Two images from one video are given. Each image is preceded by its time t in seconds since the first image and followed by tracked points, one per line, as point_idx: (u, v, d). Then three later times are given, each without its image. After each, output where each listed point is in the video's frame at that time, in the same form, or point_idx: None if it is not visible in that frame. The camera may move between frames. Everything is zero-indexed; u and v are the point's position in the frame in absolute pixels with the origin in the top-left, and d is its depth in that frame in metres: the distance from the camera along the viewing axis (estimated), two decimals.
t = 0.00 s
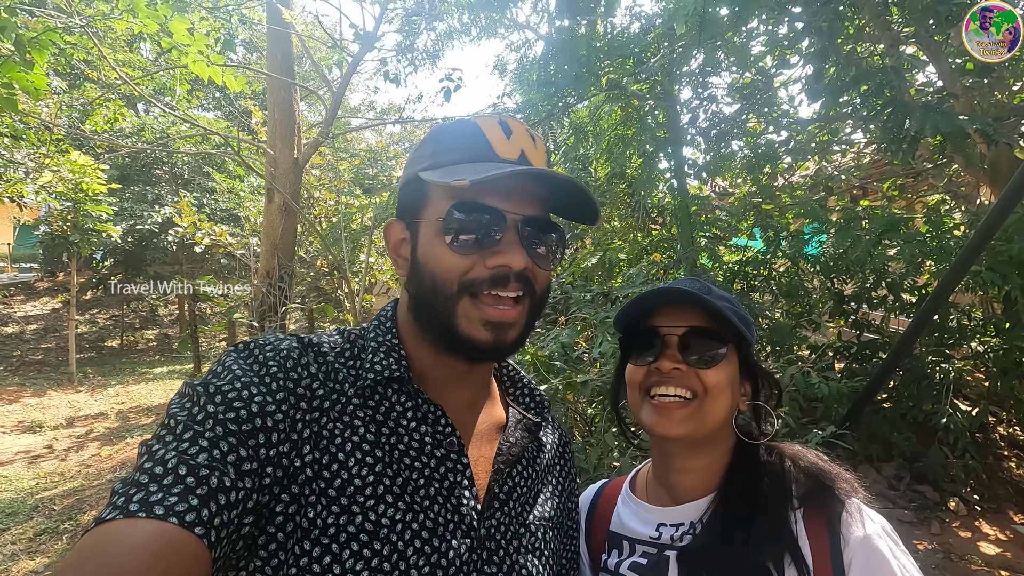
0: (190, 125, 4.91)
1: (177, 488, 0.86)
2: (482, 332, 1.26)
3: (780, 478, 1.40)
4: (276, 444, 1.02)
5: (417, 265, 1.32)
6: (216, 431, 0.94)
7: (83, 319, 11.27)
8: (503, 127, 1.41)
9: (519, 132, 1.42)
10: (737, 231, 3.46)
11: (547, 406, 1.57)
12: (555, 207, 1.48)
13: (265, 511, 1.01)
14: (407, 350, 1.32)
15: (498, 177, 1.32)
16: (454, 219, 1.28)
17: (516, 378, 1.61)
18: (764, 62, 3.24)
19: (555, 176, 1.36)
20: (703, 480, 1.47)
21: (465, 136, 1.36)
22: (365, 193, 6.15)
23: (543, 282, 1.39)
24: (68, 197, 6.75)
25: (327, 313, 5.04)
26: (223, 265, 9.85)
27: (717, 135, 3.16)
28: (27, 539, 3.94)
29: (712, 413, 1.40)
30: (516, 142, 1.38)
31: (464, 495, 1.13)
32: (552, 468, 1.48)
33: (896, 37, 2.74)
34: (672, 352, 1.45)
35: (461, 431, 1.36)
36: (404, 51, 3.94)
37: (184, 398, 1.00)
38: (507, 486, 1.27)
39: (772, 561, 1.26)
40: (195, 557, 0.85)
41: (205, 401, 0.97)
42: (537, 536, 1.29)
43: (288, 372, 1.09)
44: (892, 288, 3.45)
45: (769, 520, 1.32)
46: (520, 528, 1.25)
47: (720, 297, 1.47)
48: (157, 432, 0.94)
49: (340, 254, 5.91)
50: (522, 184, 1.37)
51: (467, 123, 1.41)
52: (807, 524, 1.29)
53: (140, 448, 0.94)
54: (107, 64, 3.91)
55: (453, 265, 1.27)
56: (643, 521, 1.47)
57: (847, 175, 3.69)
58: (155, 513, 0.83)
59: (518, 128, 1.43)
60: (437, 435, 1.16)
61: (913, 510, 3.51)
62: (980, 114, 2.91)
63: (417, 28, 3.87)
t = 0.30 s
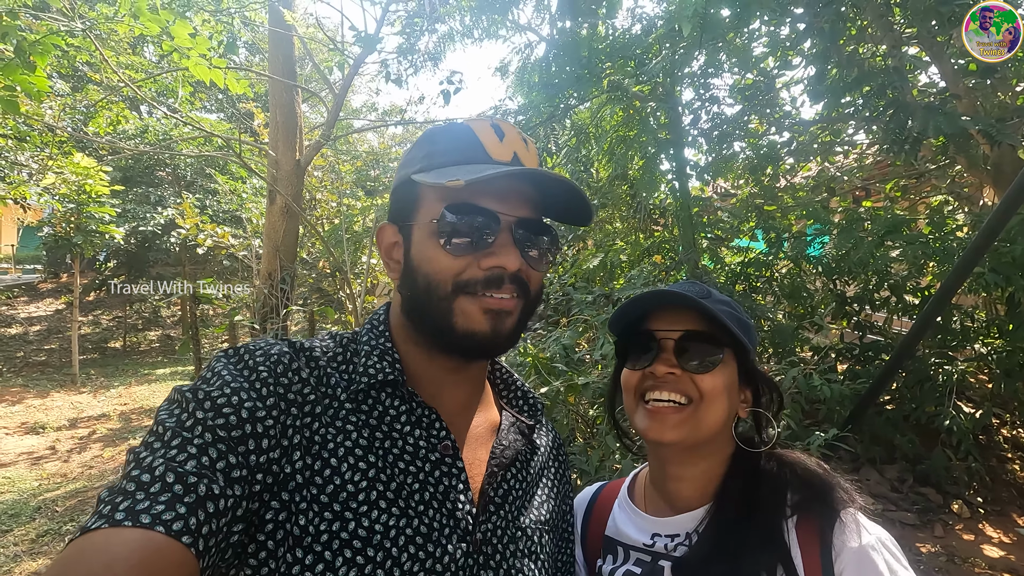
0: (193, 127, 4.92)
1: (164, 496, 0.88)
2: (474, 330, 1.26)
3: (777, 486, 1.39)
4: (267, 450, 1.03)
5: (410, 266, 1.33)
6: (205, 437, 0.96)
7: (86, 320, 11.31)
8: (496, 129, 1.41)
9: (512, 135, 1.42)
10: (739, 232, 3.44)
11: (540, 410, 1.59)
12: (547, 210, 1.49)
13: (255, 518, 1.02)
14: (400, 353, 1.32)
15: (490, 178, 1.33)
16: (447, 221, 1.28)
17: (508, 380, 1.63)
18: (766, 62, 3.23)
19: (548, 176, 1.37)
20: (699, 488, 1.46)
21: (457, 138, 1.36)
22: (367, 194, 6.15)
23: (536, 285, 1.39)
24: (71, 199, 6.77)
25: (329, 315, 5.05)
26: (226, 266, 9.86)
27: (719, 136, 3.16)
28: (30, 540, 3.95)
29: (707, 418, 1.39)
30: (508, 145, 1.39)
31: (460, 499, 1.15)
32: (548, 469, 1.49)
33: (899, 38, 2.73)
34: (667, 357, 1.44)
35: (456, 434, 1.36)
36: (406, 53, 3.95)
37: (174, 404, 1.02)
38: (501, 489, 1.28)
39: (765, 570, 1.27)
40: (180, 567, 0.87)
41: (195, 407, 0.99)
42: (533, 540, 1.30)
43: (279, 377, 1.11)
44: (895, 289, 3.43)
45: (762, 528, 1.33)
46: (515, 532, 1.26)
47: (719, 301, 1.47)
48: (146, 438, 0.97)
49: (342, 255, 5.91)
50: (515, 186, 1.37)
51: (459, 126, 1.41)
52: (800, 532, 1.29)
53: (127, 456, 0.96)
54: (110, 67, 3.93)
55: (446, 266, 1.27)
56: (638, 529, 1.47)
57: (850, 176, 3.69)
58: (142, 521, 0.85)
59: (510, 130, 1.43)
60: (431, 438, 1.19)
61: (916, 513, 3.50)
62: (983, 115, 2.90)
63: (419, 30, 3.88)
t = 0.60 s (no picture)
0: (196, 128, 4.94)
1: (164, 496, 0.88)
2: (474, 327, 1.26)
3: (776, 487, 1.39)
4: (267, 450, 1.03)
5: (410, 266, 1.33)
6: (205, 437, 0.96)
7: (89, 321, 11.34)
8: (495, 128, 1.42)
9: (511, 134, 1.43)
10: (741, 233, 3.44)
11: (540, 410, 1.60)
12: (547, 208, 1.49)
13: (255, 518, 1.02)
14: (401, 354, 1.32)
15: (487, 175, 1.33)
16: (447, 221, 1.28)
17: (509, 381, 1.64)
18: (768, 63, 3.23)
19: (547, 175, 1.37)
20: (696, 488, 1.48)
21: (456, 137, 1.37)
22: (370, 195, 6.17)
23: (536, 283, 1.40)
24: (75, 200, 6.80)
25: (331, 316, 5.05)
26: (228, 267, 9.88)
27: (720, 137, 3.16)
28: (33, 540, 3.96)
29: (708, 422, 1.41)
30: (507, 143, 1.39)
31: (459, 499, 1.16)
32: (547, 471, 1.49)
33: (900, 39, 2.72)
34: (668, 362, 1.44)
35: (457, 434, 1.36)
36: (408, 54, 3.96)
37: (174, 404, 1.02)
38: (502, 489, 1.28)
39: (760, 569, 1.26)
40: (180, 567, 0.87)
41: (195, 407, 0.99)
42: (533, 541, 1.30)
43: (279, 377, 1.11)
44: (897, 290, 3.40)
45: (760, 527, 1.32)
46: (515, 532, 1.26)
47: (717, 300, 1.46)
48: (146, 438, 0.97)
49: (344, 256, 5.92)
50: (513, 184, 1.38)
51: (457, 125, 1.41)
52: (800, 532, 1.28)
53: (127, 456, 0.97)
54: (113, 68, 3.94)
55: (445, 266, 1.27)
56: (633, 523, 1.48)
57: (852, 176, 3.69)
58: (142, 521, 0.86)
59: (509, 129, 1.43)
60: (431, 439, 1.19)
61: (919, 514, 3.49)
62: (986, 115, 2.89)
63: (421, 31, 3.89)
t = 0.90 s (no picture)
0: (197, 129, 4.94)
1: (167, 501, 0.88)
2: (475, 329, 1.26)
3: (773, 487, 1.38)
4: (270, 455, 1.03)
5: (410, 270, 1.33)
6: (207, 442, 0.96)
7: (91, 322, 11.35)
8: (495, 131, 1.41)
9: (511, 137, 1.43)
10: (743, 234, 3.45)
11: (543, 414, 1.59)
12: (546, 212, 1.49)
13: (258, 523, 1.02)
14: (404, 359, 1.32)
15: (487, 179, 1.33)
16: (448, 224, 1.28)
17: (512, 385, 1.64)
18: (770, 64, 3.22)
19: (546, 178, 1.37)
20: (693, 491, 1.49)
21: (456, 140, 1.36)
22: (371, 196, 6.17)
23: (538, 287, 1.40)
24: (77, 201, 6.82)
25: (333, 317, 5.06)
26: (230, 268, 9.89)
27: (722, 138, 3.16)
28: (35, 542, 3.96)
29: (710, 429, 1.42)
30: (507, 146, 1.39)
31: (462, 504, 1.15)
32: (549, 475, 1.48)
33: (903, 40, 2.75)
34: (667, 373, 1.44)
35: (459, 438, 1.36)
36: (409, 55, 3.96)
37: (176, 410, 1.02)
38: (505, 493, 1.28)
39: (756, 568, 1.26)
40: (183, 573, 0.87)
41: (198, 412, 0.99)
42: (535, 545, 1.29)
43: (282, 381, 1.11)
44: (900, 291, 3.39)
45: (758, 528, 1.31)
46: (518, 536, 1.26)
47: (709, 304, 1.47)
48: (149, 444, 0.97)
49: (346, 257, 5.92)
50: (513, 187, 1.38)
51: (457, 128, 1.41)
52: (796, 532, 1.27)
53: (130, 461, 0.97)
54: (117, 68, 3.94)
55: (446, 269, 1.27)
56: (630, 527, 1.47)
57: (854, 177, 3.68)
58: (145, 527, 0.86)
59: (509, 132, 1.43)
60: (434, 443, 1.19)
61: (922, 516, 3.48)
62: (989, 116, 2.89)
63: (424, 33, 3.91)
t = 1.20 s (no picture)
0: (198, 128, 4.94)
1: (170, 500, 0.88)
2: (483, 327, 1.26)
3: (774, 486, 1.37)
4: (273, 453, 1.03)
5: (414, 270, 1.32)
6: (210, 441, 0.96)
7: (92, 323, 11.37)
8: (498, 130, 1.41)
9: (513, 135, 1.42)
10: (744, 234, 3.45)
11: (545, 413, 1.59)
12: (548, 209, 1.49)
13: (262, 521, 1.02)
14: (407, 358, 1.32)
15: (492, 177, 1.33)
16: (451, 223, 1.28)
17: (514, 384, 1.63)
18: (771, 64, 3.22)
19: (550, 177, 1.37)
20: (692, 490, 1.48)
21: (459, 138, 1.36)
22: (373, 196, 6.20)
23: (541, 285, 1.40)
24: (78, 202, 6.82)
25: (334, 317, 5.06)
26: (231, 268, 9.90)
27: (723, 138, 3.16)
28: (37, 542, 3.96)
29: (707, 427, 1.41)
30: (511, 144, 1.39)
31: (465, 502, 1.15)
32: (552, 473, 1.48)
33: (904, 40, 2.74)
34: (663, 371, 1.44)
35: (461, 436, 1.36)
36: (410, 54, 3.96)
37: (179, 409, 1.02)
38: (507, 491, 1.28)
39: (753, 567, 1.25)
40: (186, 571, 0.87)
41: (200, 411, 0.99)
42: (538, 543, 1.29)
43: (284, 380, 1.11)
44: (901, 291, 3.40)
45: (758, 527, 1.31)
46: (520, 534, 1.26)
47: (706, 303, 1.46)
48: (152, 442, 0.97)
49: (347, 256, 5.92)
50: (517, 186, 1.38)
51: (460, 127, 1.41)
52: (794, 532, 1.27)
53: (133, 459, 0.97)
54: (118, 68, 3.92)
55: (451, 268, 1.27)
56: (630, 526, 1.47)
57: (855, 177, 3.68)
58: (148, 525, 0.86)
59: (512, 130, 1.43)
60: (436, 441, 1.19)
61: (924, 516, 3.48)
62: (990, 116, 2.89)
63: (424, 33, 3.90)
